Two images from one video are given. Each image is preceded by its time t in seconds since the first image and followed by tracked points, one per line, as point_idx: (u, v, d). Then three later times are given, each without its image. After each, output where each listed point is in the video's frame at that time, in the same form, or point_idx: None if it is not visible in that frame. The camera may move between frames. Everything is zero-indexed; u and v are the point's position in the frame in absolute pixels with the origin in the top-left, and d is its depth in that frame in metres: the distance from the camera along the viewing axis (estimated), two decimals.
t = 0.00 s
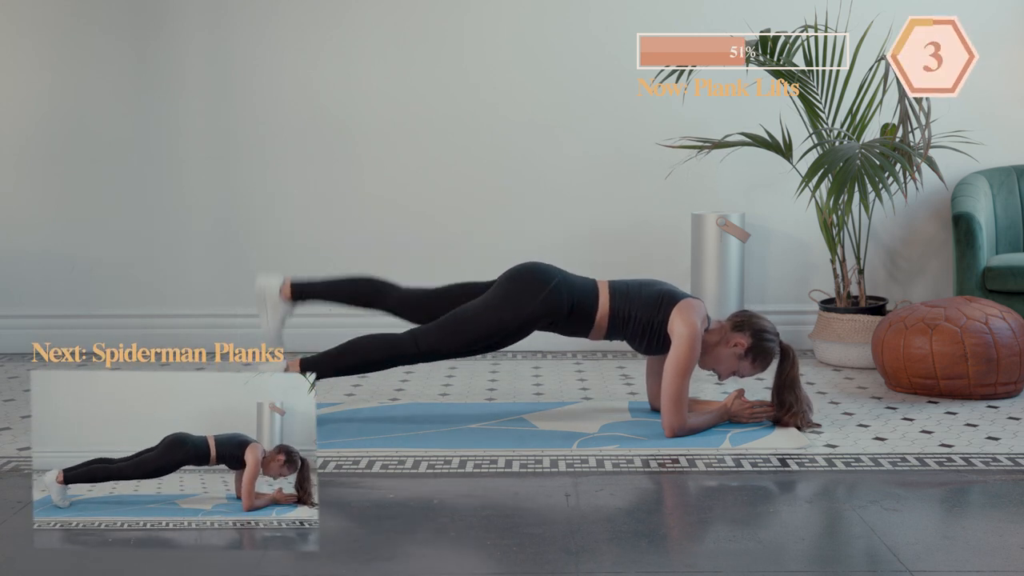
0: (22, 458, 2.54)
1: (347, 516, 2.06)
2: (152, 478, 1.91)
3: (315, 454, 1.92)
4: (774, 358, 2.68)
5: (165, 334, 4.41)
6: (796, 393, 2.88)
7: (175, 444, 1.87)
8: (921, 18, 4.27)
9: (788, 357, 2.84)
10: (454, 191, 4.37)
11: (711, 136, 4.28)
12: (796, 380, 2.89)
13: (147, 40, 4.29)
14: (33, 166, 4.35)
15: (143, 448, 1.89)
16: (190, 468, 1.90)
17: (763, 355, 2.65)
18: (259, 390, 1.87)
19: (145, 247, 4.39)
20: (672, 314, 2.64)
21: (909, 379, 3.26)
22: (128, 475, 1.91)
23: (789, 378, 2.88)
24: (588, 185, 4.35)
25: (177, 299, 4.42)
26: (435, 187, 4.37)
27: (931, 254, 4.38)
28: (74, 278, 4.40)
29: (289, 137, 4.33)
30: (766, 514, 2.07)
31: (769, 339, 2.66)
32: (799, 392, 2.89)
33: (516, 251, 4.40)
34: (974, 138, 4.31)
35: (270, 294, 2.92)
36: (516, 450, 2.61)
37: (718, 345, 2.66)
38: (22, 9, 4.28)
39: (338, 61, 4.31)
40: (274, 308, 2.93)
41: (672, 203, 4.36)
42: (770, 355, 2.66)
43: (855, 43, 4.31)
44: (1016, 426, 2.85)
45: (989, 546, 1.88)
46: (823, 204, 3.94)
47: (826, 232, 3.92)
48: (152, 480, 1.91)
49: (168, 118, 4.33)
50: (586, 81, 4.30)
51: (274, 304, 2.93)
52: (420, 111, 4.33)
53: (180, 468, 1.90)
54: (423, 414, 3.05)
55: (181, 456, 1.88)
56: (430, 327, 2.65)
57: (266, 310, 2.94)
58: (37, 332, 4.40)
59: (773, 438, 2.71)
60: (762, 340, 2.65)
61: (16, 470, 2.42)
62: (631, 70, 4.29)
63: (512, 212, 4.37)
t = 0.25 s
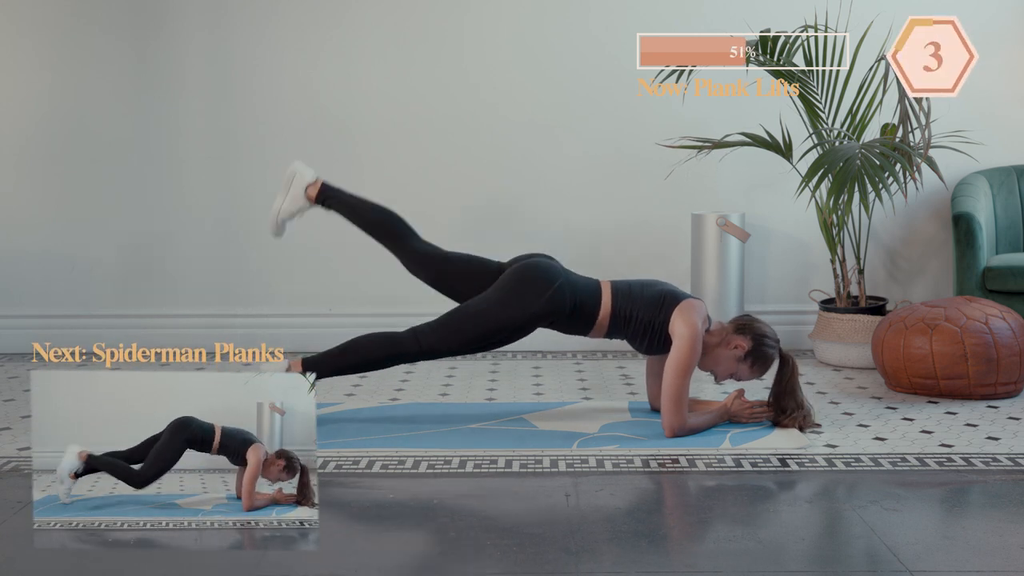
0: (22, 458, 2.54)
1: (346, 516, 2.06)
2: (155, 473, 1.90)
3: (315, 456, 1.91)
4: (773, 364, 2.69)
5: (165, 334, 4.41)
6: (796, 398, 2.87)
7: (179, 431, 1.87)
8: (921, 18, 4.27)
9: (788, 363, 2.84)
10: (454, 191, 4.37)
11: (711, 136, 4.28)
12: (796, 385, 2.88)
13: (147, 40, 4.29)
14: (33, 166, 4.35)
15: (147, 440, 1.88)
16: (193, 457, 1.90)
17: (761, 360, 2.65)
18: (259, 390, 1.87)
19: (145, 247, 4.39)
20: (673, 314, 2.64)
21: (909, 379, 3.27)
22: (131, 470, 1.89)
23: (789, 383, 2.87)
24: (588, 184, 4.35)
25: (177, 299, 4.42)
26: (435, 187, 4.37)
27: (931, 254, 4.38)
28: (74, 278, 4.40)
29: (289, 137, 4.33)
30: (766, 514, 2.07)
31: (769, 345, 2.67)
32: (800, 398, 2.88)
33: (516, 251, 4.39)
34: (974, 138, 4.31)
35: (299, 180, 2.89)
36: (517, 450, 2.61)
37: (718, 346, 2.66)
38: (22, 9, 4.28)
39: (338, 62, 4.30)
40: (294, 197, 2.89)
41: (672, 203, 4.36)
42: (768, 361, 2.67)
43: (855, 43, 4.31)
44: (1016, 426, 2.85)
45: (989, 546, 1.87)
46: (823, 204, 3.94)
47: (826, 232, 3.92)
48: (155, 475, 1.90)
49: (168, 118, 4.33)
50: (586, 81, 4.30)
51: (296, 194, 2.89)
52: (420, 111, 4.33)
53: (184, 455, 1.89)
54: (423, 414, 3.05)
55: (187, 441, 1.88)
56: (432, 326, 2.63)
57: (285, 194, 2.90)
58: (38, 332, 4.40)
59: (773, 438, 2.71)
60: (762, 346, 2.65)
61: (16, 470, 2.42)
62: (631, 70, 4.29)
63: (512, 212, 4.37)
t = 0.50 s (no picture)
0: (22, 458, 2.54)
1: (345, 516, 2.07)
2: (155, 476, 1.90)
3: (315, 456, 1.91)
4: (773, 365, 2.69)
5: (165, 334, 4.41)
6: (796, 400, 2.87)
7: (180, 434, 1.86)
8: (921, 18, 4.27)
9: (789, 366, 2.84)
10: (454, 191, 4.37)
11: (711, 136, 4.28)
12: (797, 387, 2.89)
13: (147, 40, 4.29)
14: (33, 166, 4.35)
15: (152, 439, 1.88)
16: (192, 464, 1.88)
17: (761, 361, 2.65)
18: (259, 390, 1.87)
19: (145, 247, 4.39)
20: (673, 314, 2.64)
21: (909, 379, 3.27)
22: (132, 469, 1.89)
23: (790, 385, 2.88)
24: (588, 184, 4.35)
25: (177, 299, 4.42)
26: (435, 187, 4.37)
27: (931, 254, 4.38)
28: (74, 278, 4.40)
29: (289, 137, 4.33)
30: (766, 514, 2.07)
31: (769, 346, 2.66)
32: (801, 399, 2.88)
33: (516, 251, 4.39)
34: (974, 138, 4.31)
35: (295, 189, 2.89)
36: (517, 450, 2.61)
37: (718, 346, 2.66)
38: (22, 9, 4.28)
39: (338, 62, 4.30)
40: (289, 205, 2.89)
41: (672, 203, 4.36)
42: (768, 362, 2.66)
43: (855, 43, 4.31)
44: (1016, 426, 2.85)
45: (989, 546, 1.87)
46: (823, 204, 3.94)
47: (826, 232, 3.92)
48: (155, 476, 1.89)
49: (168, 118, 4.33)
50: (586, 81, 4.30)
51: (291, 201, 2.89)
52: (420, 111, 4.33)
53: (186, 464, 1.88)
54: (423, 414, 3.05)
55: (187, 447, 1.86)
56: (432, 329, 2.64)
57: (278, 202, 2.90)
58: (38, 332, 4.40)
59: (773, 438, 2.71)
60: (762, 347, 2.65)
61: (16, 470, 2.42)
62: (631, 70, 4.29)
63: (512, 212, 4.37)
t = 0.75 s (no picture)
0: (22, 458, 2.54)
1: (345, 516, 2.07)
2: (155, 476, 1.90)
3: (315, 456, 1.92)
4: (773, 365, 2.68)
5: (164, 334, 4.41)
6: (796, 400, 2.87)
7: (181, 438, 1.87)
8: (921, 18, 4.27)
9: (788, 366, 2.85)
10: (454, 191, 4.37)
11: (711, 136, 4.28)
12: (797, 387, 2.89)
13: (147, 40, 4.29)
14: (33, 166, 4.35)
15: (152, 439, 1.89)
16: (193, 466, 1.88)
17: (761, 362, 2.65)
18: (259, 390, 1.87)
19: (145, 247, 4.39)
20: (673, 314, 2.64)
21: (909, 379, 3.27)
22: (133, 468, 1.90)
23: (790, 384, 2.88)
24: (588, 184, 4.35)
25: (177, 299, 4.42)
26: (435, 187, 4.37)
27: (931, 254, 4.38)
28: (74, 278, 4.40)
29: (289, 137, 4.33)
30: (766, 514, 2.07)
31: (769, 347, 2.66)
32: (801, 399, 2.88)
33: (516, 251, 4.39)
34: (974, 138, 4.31)
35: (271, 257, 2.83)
36: (517, 450, 2.61)
37: (718, 347, 2.66)
38: (22, 9, 4.28)
39: (338, 62, 4.30)
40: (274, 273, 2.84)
41: (672, 203, 4.36)
42: (767, 363, 2.67)
43: (855, 43, 4.31)
44: (1016, 426, 2.85)
45: (989, 546, 1.87)
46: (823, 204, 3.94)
47: (826, 232, 3.92)
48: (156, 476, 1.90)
49: (168, 118, 4.33)
50: (586, 81, 4.30)
51: (274, 269, 2.84)
52: (420, 111, 4.33)
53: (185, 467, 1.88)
54: (423, 414, 3.05)
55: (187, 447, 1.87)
56: (432, 329, 2.64)
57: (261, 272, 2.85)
58: (38, 332, 4.40)
59: (773, 438, 2.71)
60: (762, 347, 2.65)
61: (16, 470, 2.42)
62: (631, 70, 4.29)
63: (512, 212, 4.37)
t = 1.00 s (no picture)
0: (22, 458, 2.54)
1: (345, 516, 2.07)
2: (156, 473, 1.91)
3: (315, 454, 1.92)
4: (773, 365, 2.68)
5: (164, 334, 4.41)
6: (796, 400, 2.87)
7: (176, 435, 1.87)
8: (921, 18, 4.27)
9: (787, 366, 2.84)
10: (454, 191, 4.37)
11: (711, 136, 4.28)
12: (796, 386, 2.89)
13: (147, 40, 4.29)
14: (33, 166, 4.35)
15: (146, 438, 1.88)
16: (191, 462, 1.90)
17: (760, 362, 2.65)
18: (259, 390, 1.87)
19: (145, 247, 4.39)
20: (673, 314, 2.64)
21: (909, 379, 3.27)
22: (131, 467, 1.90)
23: (790, 384, 2.88)
24: (588, 184, 4.35)
25: (177, 299, 4.41)
26: (435, 187, 4.37)
27: (931, 254, 4.38)
28: (74, 278, 4.40)
29: (289, 137, 4.33)
30: (766, 514, 2.07)
31: (768, 348, 2.66)
32: (801, 399, 2.88)
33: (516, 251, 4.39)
34: (974, 138, 4.31)
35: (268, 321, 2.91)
36: (517, 450, 2.61)
37: (717, 347, 2.66)
38: (22, 9, 4.28)
39: (339, 62, 4.30)
40: (275, 332, 2.92)
41: (672, 203, 4.36)
42: (766, 364, 2.66)
43: (855, 43, 4.31)
44: (1016, 426, 2.85)
45: (989, 546, 1.87)
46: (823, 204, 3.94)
47: (826, 232, 3.92)
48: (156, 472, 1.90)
49: (168, 118, 4.33)
50: (586, 81, 4.30)
51: (274, 330, 2.92)
52: (420, 111, 4.33)
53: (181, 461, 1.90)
54: (423, 414, 3.05)
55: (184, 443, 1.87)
56: (430, 328, 2.65)
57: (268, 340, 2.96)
58: (37, 332, 4.40)
59: (773, 438, 2.71)
60: (761, 348, 2.65)
61: (16, 470, 2.42)
62: (631, 70, 4.29)
63: (511, 212, 4.37)
